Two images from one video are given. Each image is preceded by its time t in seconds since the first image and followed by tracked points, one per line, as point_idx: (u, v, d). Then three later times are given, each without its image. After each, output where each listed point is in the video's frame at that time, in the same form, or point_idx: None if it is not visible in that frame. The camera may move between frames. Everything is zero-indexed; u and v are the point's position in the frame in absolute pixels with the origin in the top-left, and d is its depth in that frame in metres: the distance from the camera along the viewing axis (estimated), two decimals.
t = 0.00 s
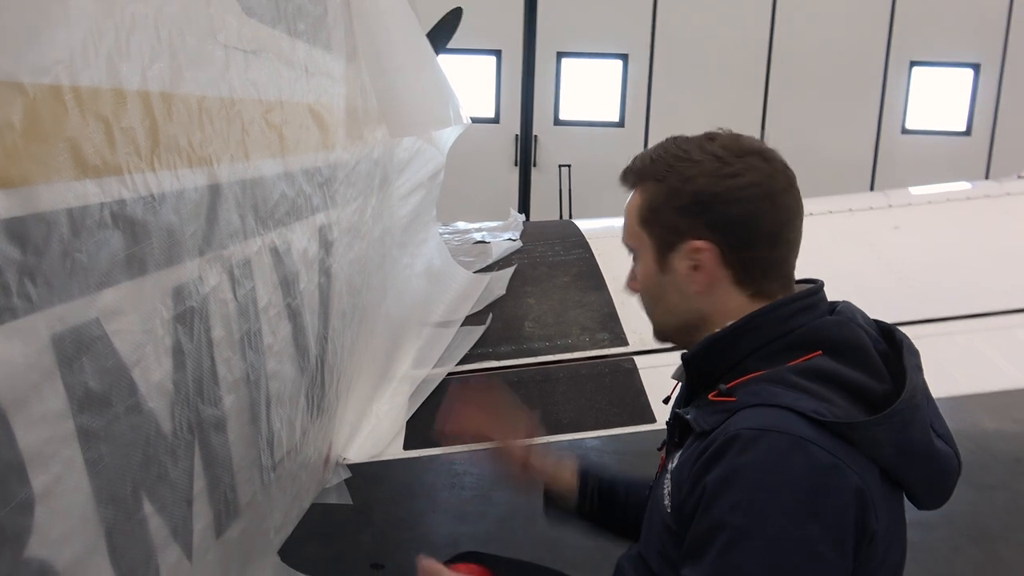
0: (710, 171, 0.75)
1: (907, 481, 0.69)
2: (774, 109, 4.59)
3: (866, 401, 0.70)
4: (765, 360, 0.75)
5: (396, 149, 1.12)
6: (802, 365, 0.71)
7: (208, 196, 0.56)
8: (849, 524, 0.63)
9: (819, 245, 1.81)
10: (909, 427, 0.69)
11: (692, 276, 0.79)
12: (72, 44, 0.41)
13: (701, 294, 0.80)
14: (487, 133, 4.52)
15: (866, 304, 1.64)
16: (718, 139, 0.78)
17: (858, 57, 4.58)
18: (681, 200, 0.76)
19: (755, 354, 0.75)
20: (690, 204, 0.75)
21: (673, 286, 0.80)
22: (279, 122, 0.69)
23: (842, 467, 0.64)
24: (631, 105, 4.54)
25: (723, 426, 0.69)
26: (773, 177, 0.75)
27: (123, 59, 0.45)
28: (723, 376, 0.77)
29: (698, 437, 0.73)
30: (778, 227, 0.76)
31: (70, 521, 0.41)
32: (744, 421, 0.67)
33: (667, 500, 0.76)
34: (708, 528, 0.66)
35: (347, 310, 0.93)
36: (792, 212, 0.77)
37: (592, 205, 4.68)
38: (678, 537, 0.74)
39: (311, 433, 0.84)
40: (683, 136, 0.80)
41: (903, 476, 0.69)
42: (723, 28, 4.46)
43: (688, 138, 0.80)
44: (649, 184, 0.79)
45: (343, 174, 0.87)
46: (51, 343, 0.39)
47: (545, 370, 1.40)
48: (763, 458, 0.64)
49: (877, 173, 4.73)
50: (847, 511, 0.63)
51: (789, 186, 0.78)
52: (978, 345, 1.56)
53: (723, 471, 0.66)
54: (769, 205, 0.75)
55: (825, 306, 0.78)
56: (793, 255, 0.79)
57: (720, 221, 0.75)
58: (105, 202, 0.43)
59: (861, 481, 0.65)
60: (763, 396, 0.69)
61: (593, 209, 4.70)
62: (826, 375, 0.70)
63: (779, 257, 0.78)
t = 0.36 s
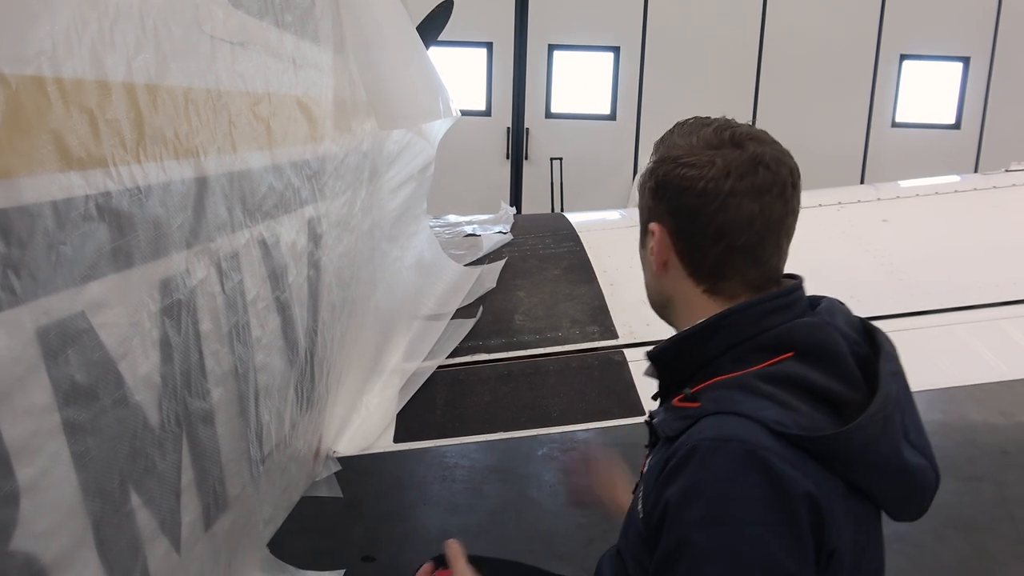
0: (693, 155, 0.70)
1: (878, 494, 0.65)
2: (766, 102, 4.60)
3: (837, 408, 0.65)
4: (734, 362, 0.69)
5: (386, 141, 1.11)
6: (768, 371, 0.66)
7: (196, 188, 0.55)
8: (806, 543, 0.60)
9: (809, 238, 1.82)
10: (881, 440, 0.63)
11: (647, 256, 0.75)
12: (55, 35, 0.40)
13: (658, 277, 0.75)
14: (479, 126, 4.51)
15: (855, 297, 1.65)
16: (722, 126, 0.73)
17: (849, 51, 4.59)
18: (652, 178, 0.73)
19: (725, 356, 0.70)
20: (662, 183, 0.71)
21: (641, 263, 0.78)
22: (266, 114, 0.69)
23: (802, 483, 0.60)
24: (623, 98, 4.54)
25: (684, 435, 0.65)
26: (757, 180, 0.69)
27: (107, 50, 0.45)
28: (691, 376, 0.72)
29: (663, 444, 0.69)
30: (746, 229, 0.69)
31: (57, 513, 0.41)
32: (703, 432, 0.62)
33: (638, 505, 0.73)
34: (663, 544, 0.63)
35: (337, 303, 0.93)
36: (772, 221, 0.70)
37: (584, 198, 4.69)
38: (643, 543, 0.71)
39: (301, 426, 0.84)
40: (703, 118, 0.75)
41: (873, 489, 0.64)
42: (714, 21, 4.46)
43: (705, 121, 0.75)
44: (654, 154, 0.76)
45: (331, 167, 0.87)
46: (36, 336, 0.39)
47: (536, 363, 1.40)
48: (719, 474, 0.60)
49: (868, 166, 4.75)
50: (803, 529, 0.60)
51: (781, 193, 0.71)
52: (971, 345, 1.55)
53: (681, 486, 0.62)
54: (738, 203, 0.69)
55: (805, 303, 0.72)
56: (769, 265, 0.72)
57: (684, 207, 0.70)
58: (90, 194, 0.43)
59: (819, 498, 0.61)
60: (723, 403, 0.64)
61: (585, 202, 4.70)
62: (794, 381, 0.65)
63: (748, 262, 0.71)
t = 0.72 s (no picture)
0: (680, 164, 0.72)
1: (846, 510, 0.67)
2: (760, 101, 4.61)
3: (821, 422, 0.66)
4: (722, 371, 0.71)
5: (380, 139, 1.11)
6: (753, 382, 0.67)
7: (189, 185, 0.55)
8: (758, 547, 0.63)
9: (804, 236, 1.82)
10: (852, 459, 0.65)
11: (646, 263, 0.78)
12: (46, 30, 0.40)
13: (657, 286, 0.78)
14: (474, 124, 4.50)
15: (849, 295, 1.65)
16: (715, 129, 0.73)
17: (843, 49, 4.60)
18: (645, 187, 0.75)
19: (718, 362, 0.71)
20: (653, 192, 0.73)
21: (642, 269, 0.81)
22: (260, 111, 0.68)
23: (762, 491, 0.63)
24: (618, 96, 4.54)
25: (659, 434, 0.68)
26: (740, 190, 0.70)
27: (99, 46, 0.45)
28: (686, 381, 0.74)
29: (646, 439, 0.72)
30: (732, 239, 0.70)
31: (50, 511, 0.41)
32: (675, 434, 0.66)
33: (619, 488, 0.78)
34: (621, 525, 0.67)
35: (331, 300, 0.93)
36: (759, 229, 0.70)
37: (579, 196, 4.69)
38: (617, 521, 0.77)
39: (295, 424, 0.84)
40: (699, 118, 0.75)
41: (840, 505, 0.66)
42: (709, 19, 4.46)
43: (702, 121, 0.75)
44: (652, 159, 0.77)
45: (326, 164, 0.87)
46: (28, 333, 0.39)
47: (529, 360, 1.41)
48: (683, 475, 0.63)
49: (862, 165, 4.76)
50: (756, 533, 0.63)
51: (773, 200, 0.71)
52: (962, 342, 1.58)
53: (646, 477, 0.66)
54: (723, 213, 0.70)
55: (803, 314, 0.72)
56: (764, 274, 0.72)
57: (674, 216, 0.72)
58: (82, 191, 0.43)
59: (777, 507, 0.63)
60: (702, 410, 0.66)
61: (580, 200, 4.70)
62: (778, 394, 0.66)
63: (741, 271, 0.72)
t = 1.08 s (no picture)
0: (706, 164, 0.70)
1: (840, 519, 0.67)
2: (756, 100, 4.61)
3: (824, 431, 0.66)
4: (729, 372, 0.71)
5: (376, 136, 1.11)
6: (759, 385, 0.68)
7: (185, 181, 0.55)
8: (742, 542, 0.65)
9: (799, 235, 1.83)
10: (850, 470, 0.65)
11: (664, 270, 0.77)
12: (43, 25, 0.40)
13: (679, 291, 0.77)
14: (469, 122, 4.50)
15: (844, 294, 1.66)
16: (730, 126, 0.73)
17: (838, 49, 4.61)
18: (662, 191, 0.73)
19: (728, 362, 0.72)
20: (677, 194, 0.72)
21: (656, 277, 0.79)
22: (256, 107, 0.68)
23: (753, 492, 0.64)
24: (614, 94, 4.54)
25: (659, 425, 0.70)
26: (771, 182, 0.70)
27: (95, 41, 0.45)
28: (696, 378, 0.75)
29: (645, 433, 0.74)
30: (767, 234, 0.71)
31: (45, 507, 0.41)
32: (675, 427, 0.67)
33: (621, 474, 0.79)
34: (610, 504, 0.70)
35: (327, 298, 0.93)
36: (789, 222, 0.71)
37: (574, 194, 4.69)
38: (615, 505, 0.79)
39: (290, 421, 0.84)
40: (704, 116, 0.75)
41: (835, 514, 0.66)
42: (705, 18, 4.46)
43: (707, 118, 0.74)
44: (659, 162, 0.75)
45: (322, 161, 0.87)
46: (23, 329, 0.39)
47: (524, 358, 1.41)
48: (676, 464, 0.65)
49: (857, 165, 4.78)
50: (741, 531, 0.64)
51: (801, 192, 0.72)
52: (961, 345, 1.56)
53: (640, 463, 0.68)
54: (756, 210, 0.70)
55: (812, 321, 0.72)
56: (792, 272, 0.73)
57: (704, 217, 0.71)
58: (78, 186, 0.43)
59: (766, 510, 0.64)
60: (702, 409, 0.67)
61: (576, 199, 4.70)
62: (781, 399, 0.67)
63: (772, 270, 0.72)
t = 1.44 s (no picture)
0: (711, 159, 0.71)
1: (876, 508, 0.67)
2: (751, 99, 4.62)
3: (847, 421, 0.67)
4: (745, 368, 0.71)
5: (372, 134, 1.11)
6: (781, 379, 0.68)
7: (180, 180, 0.55)
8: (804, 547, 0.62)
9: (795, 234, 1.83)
10: (881, 455, 0.65)
11: (716, 271, 0.72)
12: (36, 23, 0.40)
13: (722, 293, 0.73)
14: (465, 120, 4.50)
15: (840, 291, 1.66)
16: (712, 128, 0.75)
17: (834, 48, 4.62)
18: (702, 190, 0.70)
19: (735, 359, 0.72)
20: (699, 194, 0.70)
21: (691, 286, 0.73)
22: (251, 105, 0.68)
23: (804, 490, 0.62)
24: (610, 93, 4.54)
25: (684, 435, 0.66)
26: (767, 168, 0.73)
27: (90, 39, 0.44)
28: (699, 377, 0.74)
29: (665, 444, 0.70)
30: (775, 217, 0.74)
31: (38, 506, 0.41)
32: (707, 434, 0.63)
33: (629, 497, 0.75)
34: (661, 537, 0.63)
35: (323, 296, 0.93)
36: (785, 202, 0.75)
37: (570, 192, 4.69)
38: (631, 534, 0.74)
39: (286, 420, 0.84)
40: (651, 130, 0.76)
41: (873, 504, 0.66)
42: (701, 17, 4.47)
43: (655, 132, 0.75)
44: (642, 179, 0.72)
45: (318, 159, 0.87)
46: (17, 328, 0.38)
47: (520, 357, 1.41)
48: (728, 475, 0.61)
49: (852, 163, 4.79)
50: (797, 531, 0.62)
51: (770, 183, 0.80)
52: (954, 344, 1.58)
53: (685, 484, 0.63)
54: (768, 194, 0.72)
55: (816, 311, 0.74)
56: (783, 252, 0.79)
57: (730, 209, 0.71)
58: (73, 185, 0.43)
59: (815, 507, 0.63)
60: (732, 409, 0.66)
61: (571, 197, 4.71)
62: (803, 393, 0.67)
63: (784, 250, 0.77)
